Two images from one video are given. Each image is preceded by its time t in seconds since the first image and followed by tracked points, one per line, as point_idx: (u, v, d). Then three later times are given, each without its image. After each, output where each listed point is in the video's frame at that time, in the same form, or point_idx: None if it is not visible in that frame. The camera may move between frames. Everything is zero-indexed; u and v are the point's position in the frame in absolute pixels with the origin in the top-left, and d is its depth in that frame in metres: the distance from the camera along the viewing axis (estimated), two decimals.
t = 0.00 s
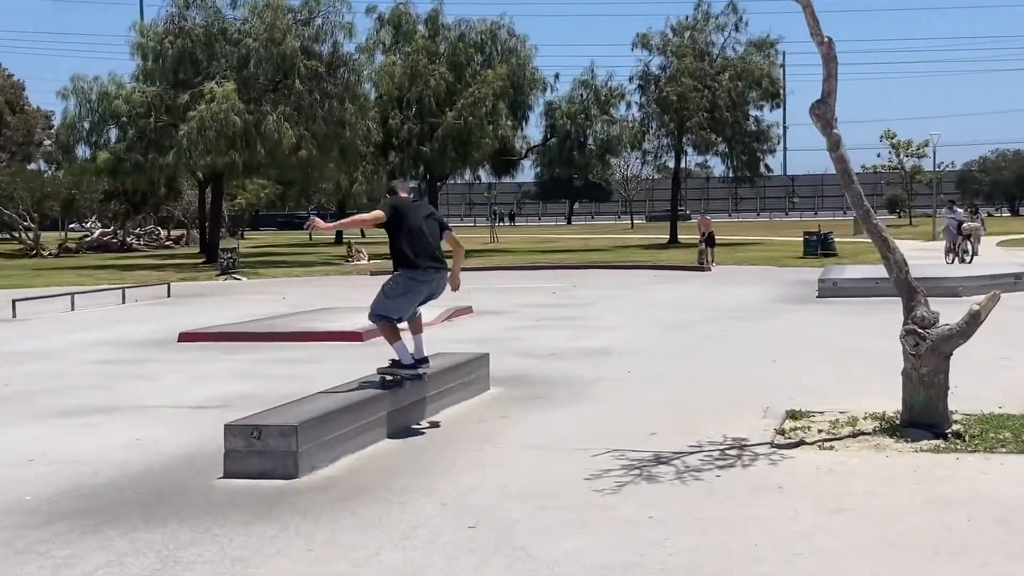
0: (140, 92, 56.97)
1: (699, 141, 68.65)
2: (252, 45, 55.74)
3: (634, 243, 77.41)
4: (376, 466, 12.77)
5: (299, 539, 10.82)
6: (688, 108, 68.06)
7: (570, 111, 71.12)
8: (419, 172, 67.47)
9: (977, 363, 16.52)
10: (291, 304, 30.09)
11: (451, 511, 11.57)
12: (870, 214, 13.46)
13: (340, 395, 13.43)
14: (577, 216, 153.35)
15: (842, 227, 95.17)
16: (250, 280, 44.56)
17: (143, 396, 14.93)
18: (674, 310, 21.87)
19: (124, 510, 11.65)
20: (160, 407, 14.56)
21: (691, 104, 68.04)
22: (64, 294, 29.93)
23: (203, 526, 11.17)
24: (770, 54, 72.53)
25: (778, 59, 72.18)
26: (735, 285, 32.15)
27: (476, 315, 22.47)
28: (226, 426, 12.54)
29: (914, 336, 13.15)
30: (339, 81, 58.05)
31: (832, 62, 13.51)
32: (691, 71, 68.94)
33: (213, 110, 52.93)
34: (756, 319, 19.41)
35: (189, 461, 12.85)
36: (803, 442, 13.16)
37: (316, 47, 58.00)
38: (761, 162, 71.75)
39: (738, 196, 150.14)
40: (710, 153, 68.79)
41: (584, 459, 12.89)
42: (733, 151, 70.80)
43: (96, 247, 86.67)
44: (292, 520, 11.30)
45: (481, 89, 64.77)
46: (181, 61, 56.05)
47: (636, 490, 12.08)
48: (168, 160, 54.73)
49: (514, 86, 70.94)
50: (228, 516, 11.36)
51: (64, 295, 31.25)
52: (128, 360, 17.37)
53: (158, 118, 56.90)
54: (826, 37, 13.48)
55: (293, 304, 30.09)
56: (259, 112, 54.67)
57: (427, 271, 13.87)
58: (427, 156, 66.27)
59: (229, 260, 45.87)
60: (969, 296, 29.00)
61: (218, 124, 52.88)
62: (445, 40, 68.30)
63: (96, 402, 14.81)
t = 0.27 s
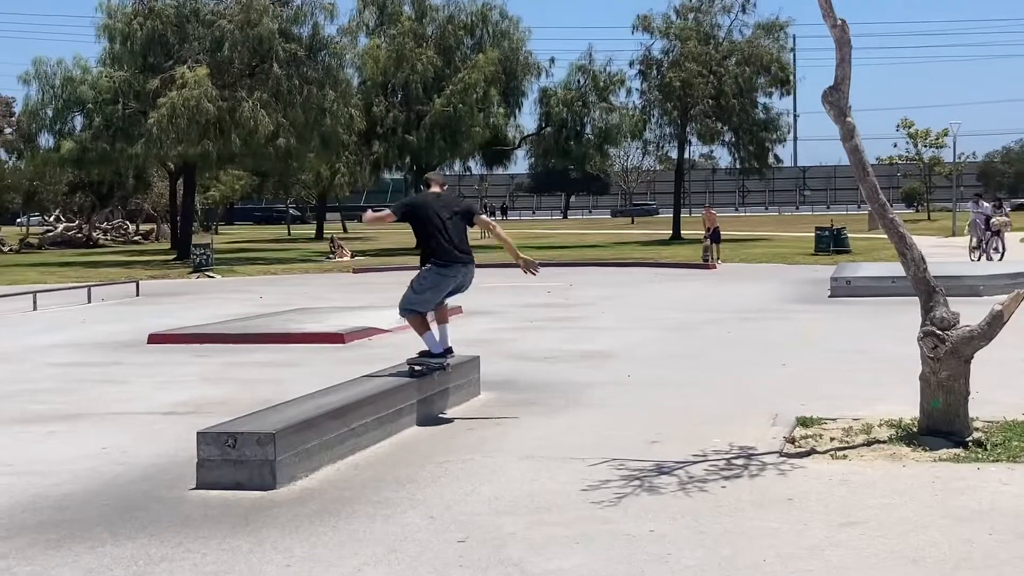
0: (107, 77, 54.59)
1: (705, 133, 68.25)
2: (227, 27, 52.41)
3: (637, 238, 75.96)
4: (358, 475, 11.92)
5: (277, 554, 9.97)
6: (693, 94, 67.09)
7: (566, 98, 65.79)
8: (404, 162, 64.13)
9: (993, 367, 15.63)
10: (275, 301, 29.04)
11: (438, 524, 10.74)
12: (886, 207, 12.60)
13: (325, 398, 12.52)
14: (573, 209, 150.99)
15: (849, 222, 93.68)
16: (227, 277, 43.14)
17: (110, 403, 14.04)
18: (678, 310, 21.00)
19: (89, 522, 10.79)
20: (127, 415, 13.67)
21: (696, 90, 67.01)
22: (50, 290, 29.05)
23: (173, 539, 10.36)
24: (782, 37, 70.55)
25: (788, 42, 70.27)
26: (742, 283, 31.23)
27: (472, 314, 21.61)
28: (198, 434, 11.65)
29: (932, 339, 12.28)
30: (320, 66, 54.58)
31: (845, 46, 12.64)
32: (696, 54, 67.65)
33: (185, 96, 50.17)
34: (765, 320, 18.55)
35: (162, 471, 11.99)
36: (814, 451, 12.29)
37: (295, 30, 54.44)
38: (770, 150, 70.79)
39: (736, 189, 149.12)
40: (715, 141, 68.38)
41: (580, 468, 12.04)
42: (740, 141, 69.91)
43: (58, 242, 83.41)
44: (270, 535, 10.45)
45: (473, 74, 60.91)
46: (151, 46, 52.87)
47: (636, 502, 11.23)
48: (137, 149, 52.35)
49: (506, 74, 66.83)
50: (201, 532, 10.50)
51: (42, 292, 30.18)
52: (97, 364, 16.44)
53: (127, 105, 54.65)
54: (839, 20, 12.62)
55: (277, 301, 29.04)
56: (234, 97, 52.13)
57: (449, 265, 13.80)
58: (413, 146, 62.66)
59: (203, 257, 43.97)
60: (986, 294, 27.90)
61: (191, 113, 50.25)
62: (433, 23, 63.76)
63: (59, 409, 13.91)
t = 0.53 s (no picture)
0: (72, 63, 52.63)
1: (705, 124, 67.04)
2: (200, 12, 50.57)
3: (636, 234, 74.73)
4: (337, 486, 11.15)
5: (249, 570, 9.24)
6: (693, 83, 66.21)
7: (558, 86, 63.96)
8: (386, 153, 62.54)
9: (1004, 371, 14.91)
10: (257, 301, 28.20)
11: (422, 538, 10.00)
12: (897, 202, 11.88)
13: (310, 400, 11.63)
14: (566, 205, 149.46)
15: (851, 217, 92.50)
16: (196, 276, 41.32)
17: (73, 410, 13.27)
18: (680, 312, 20.21)
19: (49, 537, 10.04)
20: (91, 422, 12.92)
21: (696, 78, 66.09)
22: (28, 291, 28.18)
23: (133, 554, 9.63)
24: (786, 22, 68.97)
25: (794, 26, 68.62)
26: (746, 283, 30.39)
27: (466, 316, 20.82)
28: (167, 443, 10.85)
29: (946, 341, 11.54)
30: (297, 51, 52.74)
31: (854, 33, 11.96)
32: (695, 39, 66.70)
33: (153, 83, 48.15)
34: (771, 322, 17.78)
35: (129, 482, 11.24)
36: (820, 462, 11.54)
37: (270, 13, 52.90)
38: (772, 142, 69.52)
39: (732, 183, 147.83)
40: (715, 132, 67.30)
41: (573, 479, 11.30)
42: (741, 132, 68.66)
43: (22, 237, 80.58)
44: (243, 550, 9.71)
45: (459, 61, 59.28)
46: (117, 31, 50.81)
47: (632, 515, 10.49)
48: (103, 141, 50.25)
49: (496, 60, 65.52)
50: (170, 547, 9.75)
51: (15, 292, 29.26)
52: (63, 370, 15.66)
53: (94, 92, 52.22)
54: (847, 6, 11.95)
55: (259, 301, 28.20)
56: (206, 86, 50.26)
57: (474, 235, 13.90)
58: (395, 136, 60.81)
59: (168, 254, 42.07)
60: (1002, 292, 26.86)
61: (160, 100, 48.31)
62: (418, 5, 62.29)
63: (19, 416, 13.15)
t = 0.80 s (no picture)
0: (22, 46, 48.00)
1: (703, 110, 64.13)
2: None
3: (634, 228, 72.60)
4: (308, 498, 10.31)
5: None
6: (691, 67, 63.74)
7: (546, 72, 59.38)
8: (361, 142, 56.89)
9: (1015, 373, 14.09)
10: (236, 297, 27.20)
11: (399, 554, 9.18)
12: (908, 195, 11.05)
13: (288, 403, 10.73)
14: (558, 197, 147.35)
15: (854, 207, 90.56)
16: (156, 271, 38.36)
17: (27, 416, 12.43)
18: (680, 312, 19.28)
19: None
20: (46, 429, 12.08)
21: (694, 63, 63.71)
22: None
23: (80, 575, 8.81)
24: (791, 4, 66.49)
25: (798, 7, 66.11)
26: (746, 278, 29.38)
27: (454, 314, 19.91)
28: (124, 452, 10.01)
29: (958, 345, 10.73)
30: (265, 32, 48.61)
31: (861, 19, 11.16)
32: (692, 22, 64.30)
33: (110, 66, 44.28)
34: (774, 323, 16.88)
35: (85, 495, 10.40)
36: (825, 472, 10.71)
37: None
38: (775, 131, 66.13)
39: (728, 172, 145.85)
40: (714, 119, 64.67)
41: (561, 490, 10.49)
42: (742, 119, 65.83)
43: None
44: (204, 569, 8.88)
45: (440, 43, 53.99)
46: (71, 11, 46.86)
47: (624, 528, 9.68)
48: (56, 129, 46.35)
49: (478, 44, 59.64)
50: (125, 566, 8.92)
51: None
52: (21, 374, 14.76)
53: (43, 76, 47.75)
54: None
55: (239, 297, 27.20)
56: (167, 69, 46.39)
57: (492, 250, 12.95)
58: (371, 124, 55.36)
59: (129, 250, 39.11)
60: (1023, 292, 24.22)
61: (118, 85, 44.45)
62: None
63: None
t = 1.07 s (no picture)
0: None
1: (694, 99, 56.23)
2: None
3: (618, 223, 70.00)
4: (270, 514, 9.56)
5: None
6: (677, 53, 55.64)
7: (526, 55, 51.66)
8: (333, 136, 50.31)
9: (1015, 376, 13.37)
10: (203, 293, 26.14)
11: (366, 573, 8.43)
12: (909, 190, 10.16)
13: (248, 412, 10.07)
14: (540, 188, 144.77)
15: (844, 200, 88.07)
16: (109, 272, 34.08)
17: None
18: (669, 312, 18.42)
19: None
20: None
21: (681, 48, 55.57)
22: None
23: None
24: None
25: None
26: (737, 272, 28.40)
27: (433, 314, 19.01)
28: (74, 465, 9.25)
29: (962, 347, 9.95)
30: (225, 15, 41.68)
31: None
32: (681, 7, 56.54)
33: (62, 50, 37.84)
34: (768, 322, 16.08)
35: (29, 511, 9.60)
36: (822, 484, 9.97)
37: None
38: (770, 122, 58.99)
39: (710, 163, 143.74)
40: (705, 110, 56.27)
41: (540, 503, 9.75)
42: (733, 110, 57.84)
43: None
44: None
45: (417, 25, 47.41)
46: None
47: (607, 543, 8.95)
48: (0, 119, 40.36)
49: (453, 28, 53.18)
50: None
51: None
52: None
53: None
54: None
55: (205, 292, 26.15)
56: (122, 53, 39.35)
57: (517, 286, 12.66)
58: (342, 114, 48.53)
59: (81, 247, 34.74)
60: None
61: (71, 72, 38.11)
62: None
63: None
